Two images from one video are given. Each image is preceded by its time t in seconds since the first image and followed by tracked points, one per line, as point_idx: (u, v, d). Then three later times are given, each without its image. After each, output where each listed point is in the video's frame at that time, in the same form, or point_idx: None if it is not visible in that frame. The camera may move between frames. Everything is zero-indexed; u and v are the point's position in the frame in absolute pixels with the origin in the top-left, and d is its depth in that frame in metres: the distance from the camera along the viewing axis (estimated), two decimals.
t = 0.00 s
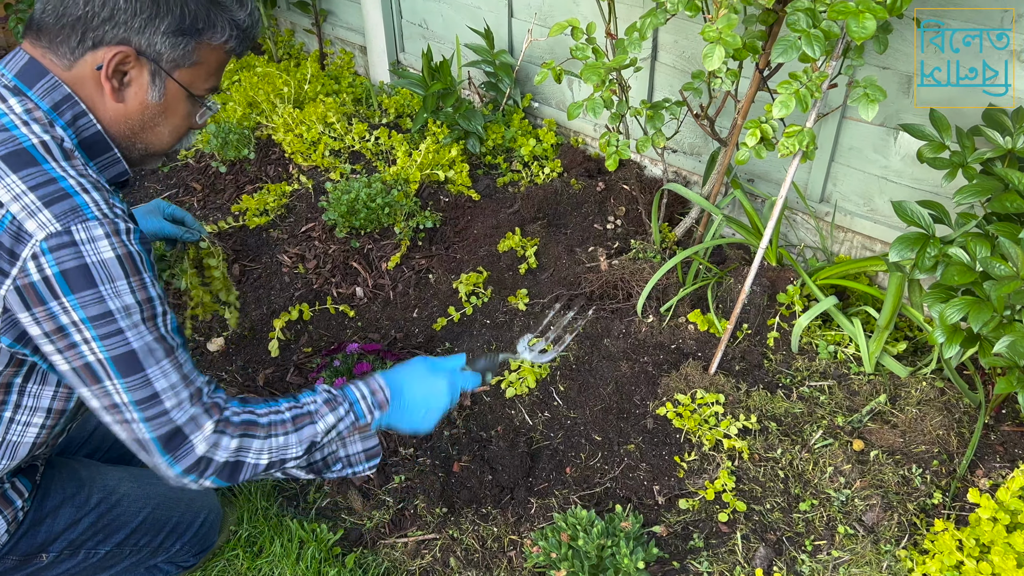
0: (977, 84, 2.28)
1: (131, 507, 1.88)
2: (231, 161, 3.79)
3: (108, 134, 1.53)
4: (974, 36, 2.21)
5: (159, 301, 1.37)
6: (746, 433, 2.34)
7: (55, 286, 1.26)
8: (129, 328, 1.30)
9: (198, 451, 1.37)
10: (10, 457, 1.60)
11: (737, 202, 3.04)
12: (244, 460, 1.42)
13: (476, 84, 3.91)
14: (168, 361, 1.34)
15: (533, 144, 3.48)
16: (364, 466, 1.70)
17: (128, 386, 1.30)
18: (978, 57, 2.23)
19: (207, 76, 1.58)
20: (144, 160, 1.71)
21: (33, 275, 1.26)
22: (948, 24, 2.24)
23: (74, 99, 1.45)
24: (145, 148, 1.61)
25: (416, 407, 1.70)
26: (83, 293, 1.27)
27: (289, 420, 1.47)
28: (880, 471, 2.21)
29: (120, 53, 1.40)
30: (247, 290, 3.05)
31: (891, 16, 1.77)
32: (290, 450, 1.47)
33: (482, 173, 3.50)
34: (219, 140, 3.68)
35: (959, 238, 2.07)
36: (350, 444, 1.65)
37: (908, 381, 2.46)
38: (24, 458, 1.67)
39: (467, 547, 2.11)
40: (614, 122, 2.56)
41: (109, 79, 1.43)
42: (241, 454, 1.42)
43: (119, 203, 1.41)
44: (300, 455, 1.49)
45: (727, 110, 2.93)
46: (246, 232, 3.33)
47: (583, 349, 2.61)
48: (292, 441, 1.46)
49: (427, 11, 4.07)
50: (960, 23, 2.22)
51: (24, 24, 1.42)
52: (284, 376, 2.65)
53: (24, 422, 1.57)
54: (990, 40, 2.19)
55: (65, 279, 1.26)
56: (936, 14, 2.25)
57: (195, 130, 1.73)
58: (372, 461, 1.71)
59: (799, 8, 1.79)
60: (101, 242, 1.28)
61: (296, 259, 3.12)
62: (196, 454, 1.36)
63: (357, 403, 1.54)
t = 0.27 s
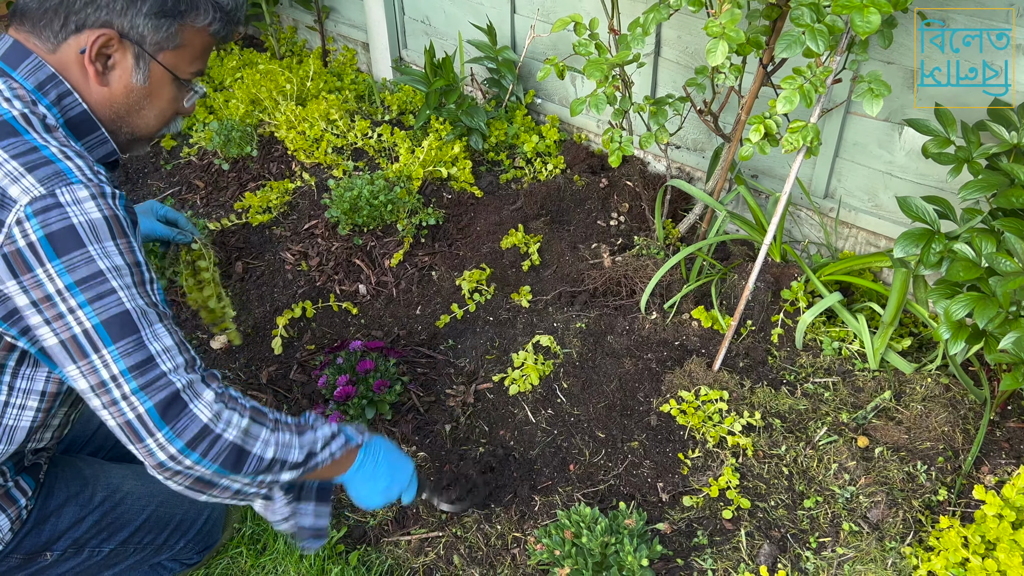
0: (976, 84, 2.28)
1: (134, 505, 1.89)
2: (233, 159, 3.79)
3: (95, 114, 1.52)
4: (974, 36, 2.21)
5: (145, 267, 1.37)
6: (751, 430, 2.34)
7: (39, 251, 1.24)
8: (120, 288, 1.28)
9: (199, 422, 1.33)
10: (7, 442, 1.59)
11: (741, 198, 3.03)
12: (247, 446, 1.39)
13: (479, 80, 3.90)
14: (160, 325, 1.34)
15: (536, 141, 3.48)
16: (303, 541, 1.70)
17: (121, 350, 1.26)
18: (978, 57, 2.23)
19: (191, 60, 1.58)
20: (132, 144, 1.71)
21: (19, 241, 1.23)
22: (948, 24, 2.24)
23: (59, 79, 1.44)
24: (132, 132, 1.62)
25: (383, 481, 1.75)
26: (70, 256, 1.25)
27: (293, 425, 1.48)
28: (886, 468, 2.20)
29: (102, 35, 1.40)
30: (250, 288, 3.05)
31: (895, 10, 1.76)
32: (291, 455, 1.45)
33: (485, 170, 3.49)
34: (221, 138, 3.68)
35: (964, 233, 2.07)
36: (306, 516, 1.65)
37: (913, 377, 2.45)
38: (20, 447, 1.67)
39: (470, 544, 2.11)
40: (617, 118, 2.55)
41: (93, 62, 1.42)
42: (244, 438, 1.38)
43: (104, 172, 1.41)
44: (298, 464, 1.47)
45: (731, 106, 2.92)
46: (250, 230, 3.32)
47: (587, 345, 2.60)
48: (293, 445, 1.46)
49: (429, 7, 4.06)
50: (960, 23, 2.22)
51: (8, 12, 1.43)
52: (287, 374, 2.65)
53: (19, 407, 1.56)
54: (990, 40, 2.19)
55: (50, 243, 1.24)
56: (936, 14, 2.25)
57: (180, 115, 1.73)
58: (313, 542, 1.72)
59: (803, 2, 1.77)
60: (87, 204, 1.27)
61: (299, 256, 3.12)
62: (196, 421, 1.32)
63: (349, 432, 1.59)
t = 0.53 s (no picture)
0: (976, 84, 2.29)
1: (137, 500, 1.90)
2: (235, 156, 3.78)
3: (97, 122, 1.53)
4: (974, 36, 2.23)
5: (167, 274, 1.37)
6: (754, 427, 2.34)
7: (60, 267, 1.25)
8: (144, 297, 1.31)
9: (231, 411, 1.42)
10: (13, 445, 1.60)
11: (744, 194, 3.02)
12: (274, 434, 1.48)
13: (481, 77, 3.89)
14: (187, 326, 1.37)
15: (539, 138, 3.46)
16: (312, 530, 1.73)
17: (152, 353, 1.32)
18: (978, 56, 2.25)
19: (192, 64, 1.58)
20: (133, 149, 1.70)
21: (37, 259, 1.24)
22: (948, 24, 2.26)
23: (62, 87, 1.45)
24: (132, 137, 1.61)
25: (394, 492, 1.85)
26: (92, 273, 1.26)
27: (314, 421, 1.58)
28: (889, 465, 2.20)
29: (102, 38, 1.40)
30: (252, 285, 3.05)
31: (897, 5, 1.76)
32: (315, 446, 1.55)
33: (487, 167, 3.48)
34: (223, 136, 3.68)
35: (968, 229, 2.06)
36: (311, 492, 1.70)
37: (916, 374, 2.45)
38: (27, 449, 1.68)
39: (473, 541, 2.11)
40: (619, 114, 2.55)
41: (92, 66, 1.42)
42: (273, 425, 1.48)
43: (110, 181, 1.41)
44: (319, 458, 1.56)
45: (733, 103, 2.91)
46: (252, 227, 3.32)
47: (589, 343, 2.60)
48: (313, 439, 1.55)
49: (431, 4, 4.05)
50: (960, 23, 2.23)
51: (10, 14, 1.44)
52: (289, 372, 2.65)
53: (26, 411, 1.58)
54: (990, 39, 2.20)
55: (70, 260, 1.25)
56: (937, 14, 2.26)
57: (181, 119, 1.72)
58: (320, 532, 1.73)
59: None
60: (103, 221, 1.28)
61: (301, 253, 3.12)
62: (229, 411, 1.41)
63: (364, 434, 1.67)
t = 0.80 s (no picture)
0: (977, 84, 2.29)
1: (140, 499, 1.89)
2: (236, 153, 3.78)
3: (112, 124, 1.46)
4: (974, 36, 2.23)
5: (128, 300, 1.24)
6: (755, 424, 2.34)
7: (14, 265, 1.14)
8: (90, 319, 1.17)
9: (112, 479, 1.18)
10: (11, 440, 1.58)
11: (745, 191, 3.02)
12: (159, 514, 1.22)
13: (482, 74, 3.88)
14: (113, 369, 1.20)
15: (540, 134, 3.44)
16: None
17: (68, 381, 1.15)
18: (978, 56, 2.25)
19: (210, 70, 1.51)
20: (149, 152, 1.64)
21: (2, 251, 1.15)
22: (948, 24, 2.26)
23: (78, 89, 1.38)
24: (148, 140, 1.54)
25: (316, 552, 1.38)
26: (48, 275, 1.15)
27: (221, 496, 1.28)
28: (891, 462, 2.20)
29: (121, 43, 1.35)
30: (253, 283, 3.04)
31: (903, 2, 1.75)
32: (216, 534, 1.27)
33: (488, 164, 3.48)
34: (223, 133, 3.67)
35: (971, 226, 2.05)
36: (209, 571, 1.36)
37: (918, 371, 2.44)
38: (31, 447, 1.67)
39: (475, 539, 2.11)
40: (621, 111, 2.54)
41: (110, 70, 1.36)
42: (158, 503, 1.22)
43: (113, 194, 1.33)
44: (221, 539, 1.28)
45: (734, 100, 2.91)
46: (253, 225, 3.32)
47: (590, 340, 2.60)
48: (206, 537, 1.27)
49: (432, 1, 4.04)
50: (960, 23, 2.23)
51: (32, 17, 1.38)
52: (291, 370, 2.64)
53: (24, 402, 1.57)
54: (990, 39, 2.20)
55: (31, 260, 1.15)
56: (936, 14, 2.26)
57: (197, 122, 1.66)
58: None
59: None
60: (83, 229, 1.19)
61: (302, 251, 3.11)
62: (106, 479, 1.18)
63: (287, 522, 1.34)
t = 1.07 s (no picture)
0: (977, 84, 2.29)
1: (140, 497, 1.90)
2: (237, 150, 3.78)
3: (125, 141, 1.51)
4: (974, 36, 2.23)
5: (94, 342, 1.30)
6: (756, 421, 2.34)
7: None
8: (45, 360, 1.25)
9: None
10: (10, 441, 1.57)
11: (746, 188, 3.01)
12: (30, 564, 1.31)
13: (483, 71, 3.88)
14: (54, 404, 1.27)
15: (540, 131, 3.43)
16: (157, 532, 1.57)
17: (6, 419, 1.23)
18: (978, 56, 2.25)
19: (228, 87, 1.56)
20: (166, 165, 1.69)
21: None
22: (948, 24, 2.26)
23: (92, 106, 1.44)
24: (163, 154, 1.60)
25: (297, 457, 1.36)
26: (20, 309, 1.22)
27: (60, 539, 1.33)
28: (891, 459, 2.20)
29: (140, 60, 1.40)
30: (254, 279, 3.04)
31: None
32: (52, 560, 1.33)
33: (489, 161, 3.47)
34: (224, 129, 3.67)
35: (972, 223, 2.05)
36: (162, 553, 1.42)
37: (919, 368, 2.44)
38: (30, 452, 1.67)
39: (475, 536, 2.11)
40: (622, 108, 2.54)
41: (128, 87, 1.41)
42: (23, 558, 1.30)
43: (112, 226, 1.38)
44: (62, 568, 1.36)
45: (737, 96, 2.90)
46: (254, 221, 3.32)
47: (591, 337, 2.59)
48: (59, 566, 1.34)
49: None
50: (960, 23, 2.24)
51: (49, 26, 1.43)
52: (291, 366, 2.63)
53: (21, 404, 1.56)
54: (990, 39, 2.20)
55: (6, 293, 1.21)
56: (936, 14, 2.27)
57: (215, 138, 1.71)
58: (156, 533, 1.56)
59: None
60: (67, 266, 1.25)
61: (303, 248, 3.11)
62: None
63: None
